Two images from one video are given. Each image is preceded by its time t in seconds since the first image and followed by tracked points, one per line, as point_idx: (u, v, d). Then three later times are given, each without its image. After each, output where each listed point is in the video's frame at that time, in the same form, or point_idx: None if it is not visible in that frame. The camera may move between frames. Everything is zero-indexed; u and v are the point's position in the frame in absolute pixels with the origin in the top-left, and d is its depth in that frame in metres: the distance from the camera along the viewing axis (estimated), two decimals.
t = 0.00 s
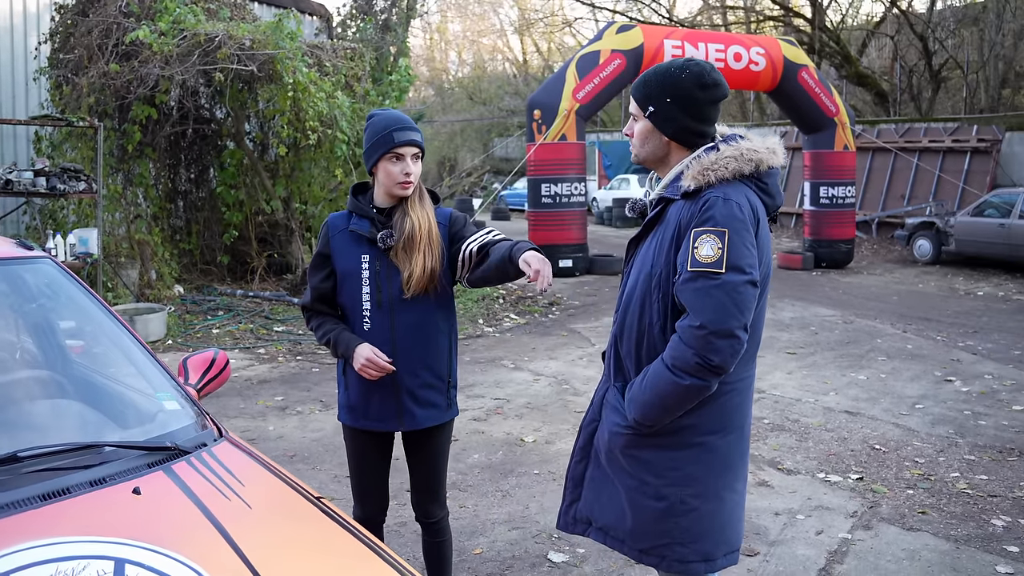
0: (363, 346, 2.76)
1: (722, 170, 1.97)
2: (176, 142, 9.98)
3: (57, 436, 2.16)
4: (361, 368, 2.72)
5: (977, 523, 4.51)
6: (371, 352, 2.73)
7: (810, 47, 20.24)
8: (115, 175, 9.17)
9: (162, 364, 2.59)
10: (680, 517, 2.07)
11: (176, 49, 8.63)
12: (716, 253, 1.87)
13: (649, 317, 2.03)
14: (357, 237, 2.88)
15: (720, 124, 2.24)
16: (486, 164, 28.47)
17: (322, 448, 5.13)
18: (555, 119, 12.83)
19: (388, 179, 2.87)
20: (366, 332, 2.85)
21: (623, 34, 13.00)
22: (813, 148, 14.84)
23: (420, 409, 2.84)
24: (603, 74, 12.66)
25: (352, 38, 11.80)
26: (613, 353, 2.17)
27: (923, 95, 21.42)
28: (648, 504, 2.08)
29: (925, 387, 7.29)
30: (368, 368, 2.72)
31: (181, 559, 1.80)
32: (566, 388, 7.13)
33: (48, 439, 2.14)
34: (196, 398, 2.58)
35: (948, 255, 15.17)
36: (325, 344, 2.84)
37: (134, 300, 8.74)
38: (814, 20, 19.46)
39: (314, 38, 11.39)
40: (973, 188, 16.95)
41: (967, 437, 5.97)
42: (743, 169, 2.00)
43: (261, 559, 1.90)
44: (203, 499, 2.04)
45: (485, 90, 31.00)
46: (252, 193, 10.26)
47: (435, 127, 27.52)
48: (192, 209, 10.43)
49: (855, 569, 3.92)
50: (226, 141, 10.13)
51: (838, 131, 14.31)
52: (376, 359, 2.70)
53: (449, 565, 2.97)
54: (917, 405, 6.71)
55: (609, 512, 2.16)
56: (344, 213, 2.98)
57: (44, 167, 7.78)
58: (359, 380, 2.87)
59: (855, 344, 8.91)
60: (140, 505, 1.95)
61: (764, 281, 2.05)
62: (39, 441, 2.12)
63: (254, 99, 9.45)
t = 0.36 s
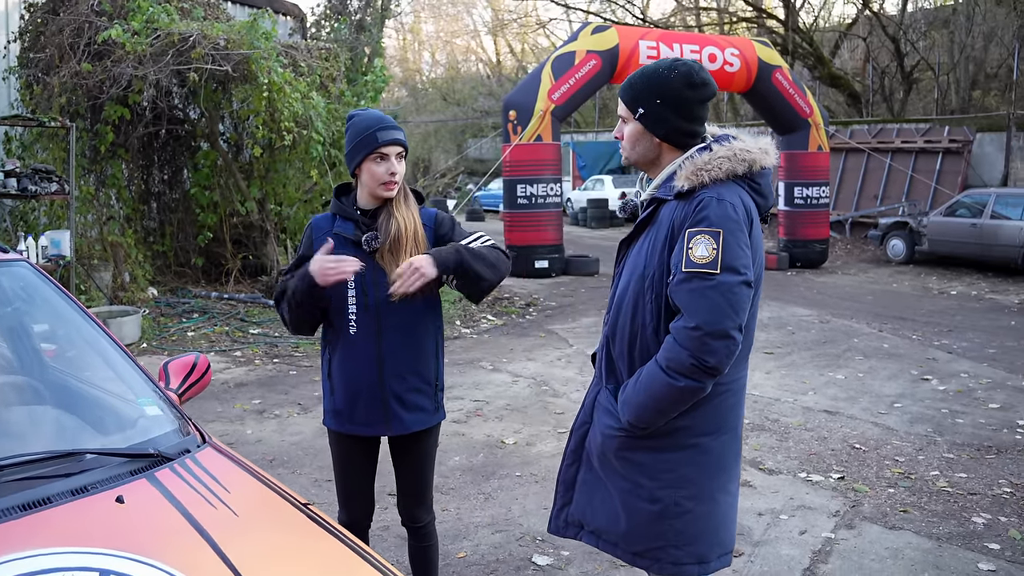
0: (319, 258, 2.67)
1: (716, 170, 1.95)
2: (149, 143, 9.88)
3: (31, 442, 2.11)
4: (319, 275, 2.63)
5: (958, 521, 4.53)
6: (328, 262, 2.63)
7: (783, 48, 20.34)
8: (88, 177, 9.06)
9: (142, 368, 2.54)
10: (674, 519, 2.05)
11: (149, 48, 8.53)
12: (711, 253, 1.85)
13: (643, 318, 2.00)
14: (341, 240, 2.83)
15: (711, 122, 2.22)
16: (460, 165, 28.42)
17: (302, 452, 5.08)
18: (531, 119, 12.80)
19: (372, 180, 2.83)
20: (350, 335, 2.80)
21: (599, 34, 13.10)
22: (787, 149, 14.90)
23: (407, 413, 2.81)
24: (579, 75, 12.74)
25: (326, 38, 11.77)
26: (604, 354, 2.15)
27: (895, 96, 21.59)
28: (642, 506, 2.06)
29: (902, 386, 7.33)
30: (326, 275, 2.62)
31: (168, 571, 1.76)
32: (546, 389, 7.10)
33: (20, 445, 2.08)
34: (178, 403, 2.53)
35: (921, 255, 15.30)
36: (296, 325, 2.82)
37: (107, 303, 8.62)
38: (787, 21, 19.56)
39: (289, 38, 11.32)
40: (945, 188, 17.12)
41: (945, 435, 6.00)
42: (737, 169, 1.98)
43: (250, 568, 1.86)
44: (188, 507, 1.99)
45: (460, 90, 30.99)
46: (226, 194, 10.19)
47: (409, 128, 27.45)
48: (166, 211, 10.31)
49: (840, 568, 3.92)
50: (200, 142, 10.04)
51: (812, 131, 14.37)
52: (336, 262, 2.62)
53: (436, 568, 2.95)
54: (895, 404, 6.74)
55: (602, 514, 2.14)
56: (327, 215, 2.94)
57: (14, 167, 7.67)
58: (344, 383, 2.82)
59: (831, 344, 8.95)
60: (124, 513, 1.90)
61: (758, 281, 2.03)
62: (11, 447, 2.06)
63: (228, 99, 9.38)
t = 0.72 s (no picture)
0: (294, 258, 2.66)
1: (730, 166, 1.89)
2: (136, 143, 9.76)
3: (16, 450, 2.03)
4: (290, 279, 2.63)
5: (958, 521, 4.49)
6: (302, 260, 2.63)
7: (772, 47, 20.34)
8: (74, 176, 8.95)
9: (132, 371, 2.46)
10: (684, 525, 1.98)
11: (136, 47, 8.42)
12: (725, 252, 1.79)
13: (652, 318, 1.94)
14: (336, 239, 2.76)
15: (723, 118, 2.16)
16: (448, 165, 28.33)
17: (294, 455, 5.00)
18: (520, 119, 12.73)
19: (368, 178, 2.76)
20: (346, 337, 2.73)
21: (588, 34, 13.06)
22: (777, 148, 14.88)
23: (404, 418, 2.74)
24: (568, 74, 12.68)
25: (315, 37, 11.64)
26: (613, 355, 2.08)
27: (883, 95, 21.61)
28: (650, 511, 2.00)
29: (897, 385, 7.30)
30: (300, 277, 2.61)
31: None
32: (539, 390, 7.04)
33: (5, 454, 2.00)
34: (170, 407, 2.45)
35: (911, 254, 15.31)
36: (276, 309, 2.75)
37: (94, 304, 8.51)
38: (776, 21, 19.56)
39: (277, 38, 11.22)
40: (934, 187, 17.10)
41: (942, 435, 5.97)
42: (751, 166, 1.92)
43: None
44: (182, 517, 1.92)
45: (448, 90, 30.53)
46: (214, 194, 10.09)
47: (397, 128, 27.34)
48: (152, 211, 10.19)
49: (841, 570, 3.87)
50: (187, 141, 9.93)
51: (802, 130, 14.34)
52: (306, 263, 2.61)
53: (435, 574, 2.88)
54: (890, 404, 6.71)
55: (609, 520, 2.07)
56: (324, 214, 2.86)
57: None
58: (339, 385, 2.75)
59: (825, 343, 8.92)
60: (116, 524, 1.83)
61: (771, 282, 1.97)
62: None
63: (216, 98, 9.28)
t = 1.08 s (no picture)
0: (325, 319, 2.56)
1: (752, 171, 1.85)
2: (128, 143, 9.64)
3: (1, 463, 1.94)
4: (325, 343, 2.53)
5: (966, 528, 4.42)
6: (335, 323, 2.53)
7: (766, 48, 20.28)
8: (65, 177, 8.82)
9: (125, 381, 2.37)
10: (702, 543, 1.90)
11: (128, 46, 8.31)
12: (748, 260, 1.73)
13: (670, 328, 1.89)
14: (335, 244, 2.67)
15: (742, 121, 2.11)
16: (442, 166, 28.23)
17: (290, 462, 4.90)
18: (516, 119, 12.68)
19: (369, 177, 2.67)
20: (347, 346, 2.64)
21: (584, 34, 12.99)
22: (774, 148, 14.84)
23: (405, 428, 2.65)
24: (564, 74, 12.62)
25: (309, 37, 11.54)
26: (628, 367, 2.01)
27: (879, 96, 21.57)
28: (667, 528, 1.91)
29: (898, 388, 7.23)
30: (337, 343, 2.52)
31: None
32: (537, 394, 6.95)
33: None
34: (163, 419, 2.36)
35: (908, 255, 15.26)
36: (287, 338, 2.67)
37: (86, 307, 8.40)
38: (771, 21, 19.50)
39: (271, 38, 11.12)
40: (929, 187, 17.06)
41: (946, 439, 5.90)
42: (774, 170, 1.87)
43: None
44: (177, 539, 1.83)
45: (441, 91, 30.39)
46: (207, 196, 10.00)
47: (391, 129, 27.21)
48: (145, 213, 10.04)
49: None
50: (180, 142, 9.82)
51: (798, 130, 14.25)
52: (343, 327, 2.51)
53: None
54: (893, 407, 6.64)
55: (624, 537, 2.00)
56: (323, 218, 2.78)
57: None
58: (339, 396, 2.66)
59: (824, 345, 8.85)
60: (107, 547, 1.74)
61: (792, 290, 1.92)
62: None
63: (209, 98, 9.17)
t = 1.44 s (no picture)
0: (326, 340, 2.51)
1: (766, 174, 1.80)
2: (121, 144, 9.54)
3: None
4: (327, 366, 2.48)
5: (971, 535, 4.36)
6: (337, 347, 2.48)
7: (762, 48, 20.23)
8: (57, 178, 8.72)
9: (114, 390, 2.30)
10: (713, 558, 1.86)
11: (121, 45, 8.23)
12: (763, 267, 1.69)
13: (681, 337, 1.83)
14: (332, 248, 2.60)
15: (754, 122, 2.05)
16: (437, 166, 28.16)
17: (285, 468, 4.82)
18: (511, 120, 12.58)
19: (366, 184, 2.61)
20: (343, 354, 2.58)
21: (580, 34, 12.96)
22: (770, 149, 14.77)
23: (404, 438, 2.59)
24: (560, 74, 12.59)
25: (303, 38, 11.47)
26: (637, 377, 1.95)
27: (874, 96, 21.54)
28: (677, 543, 1.87)
29: (898, 391, 7.17)
30: (339, 369, 2.47)
31: None
32: (535, 397, 6.89)
33: None
34: (154, 429, 2.28)
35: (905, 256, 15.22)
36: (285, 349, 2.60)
37: (78, 310, 8.31)
38: (767, 21, 19.45)
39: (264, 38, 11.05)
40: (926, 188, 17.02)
41: (948, 443, 5.84)
42: (789, 173, 1.82)
43: None
44: (167, 556, 1.76)
45: (436, 92, 30.31)
46: (201, 196, 9.92)
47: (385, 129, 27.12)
48: (138, 214, 9.94)
49: None
50: (173, 142, 9.74)
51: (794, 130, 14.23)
52: (346, 353, 2.46)
53: None
54: (893, 411, 6.58)
55: (632, 554, 1.94)
56: (318, 219, 2.70)
57: None
58: (334, 405, 2.60)
59: (823, 347, 8.79)
60: (94, 565, 1.67)
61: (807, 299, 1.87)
62: None
63: (202, 98, 9.09)
